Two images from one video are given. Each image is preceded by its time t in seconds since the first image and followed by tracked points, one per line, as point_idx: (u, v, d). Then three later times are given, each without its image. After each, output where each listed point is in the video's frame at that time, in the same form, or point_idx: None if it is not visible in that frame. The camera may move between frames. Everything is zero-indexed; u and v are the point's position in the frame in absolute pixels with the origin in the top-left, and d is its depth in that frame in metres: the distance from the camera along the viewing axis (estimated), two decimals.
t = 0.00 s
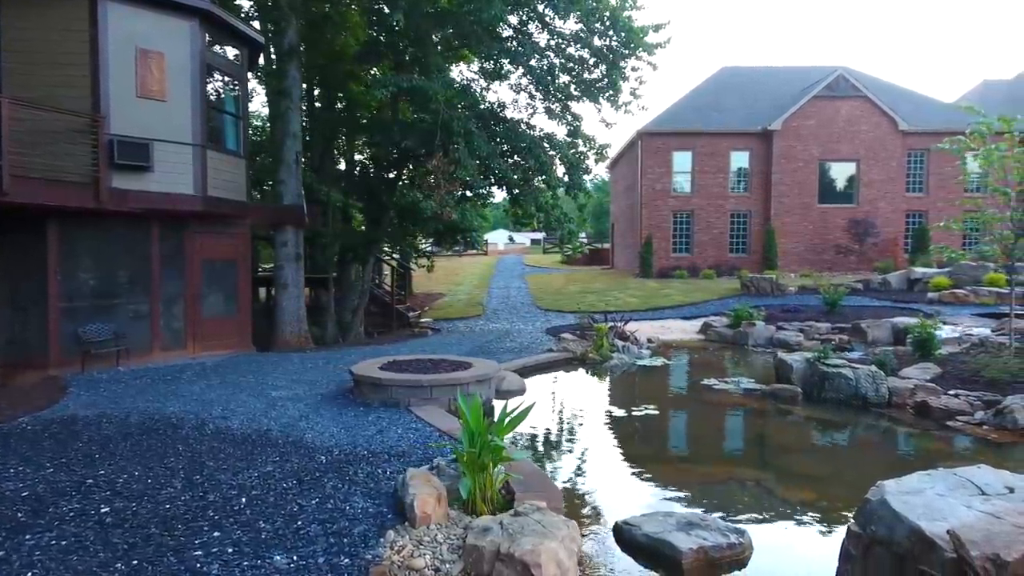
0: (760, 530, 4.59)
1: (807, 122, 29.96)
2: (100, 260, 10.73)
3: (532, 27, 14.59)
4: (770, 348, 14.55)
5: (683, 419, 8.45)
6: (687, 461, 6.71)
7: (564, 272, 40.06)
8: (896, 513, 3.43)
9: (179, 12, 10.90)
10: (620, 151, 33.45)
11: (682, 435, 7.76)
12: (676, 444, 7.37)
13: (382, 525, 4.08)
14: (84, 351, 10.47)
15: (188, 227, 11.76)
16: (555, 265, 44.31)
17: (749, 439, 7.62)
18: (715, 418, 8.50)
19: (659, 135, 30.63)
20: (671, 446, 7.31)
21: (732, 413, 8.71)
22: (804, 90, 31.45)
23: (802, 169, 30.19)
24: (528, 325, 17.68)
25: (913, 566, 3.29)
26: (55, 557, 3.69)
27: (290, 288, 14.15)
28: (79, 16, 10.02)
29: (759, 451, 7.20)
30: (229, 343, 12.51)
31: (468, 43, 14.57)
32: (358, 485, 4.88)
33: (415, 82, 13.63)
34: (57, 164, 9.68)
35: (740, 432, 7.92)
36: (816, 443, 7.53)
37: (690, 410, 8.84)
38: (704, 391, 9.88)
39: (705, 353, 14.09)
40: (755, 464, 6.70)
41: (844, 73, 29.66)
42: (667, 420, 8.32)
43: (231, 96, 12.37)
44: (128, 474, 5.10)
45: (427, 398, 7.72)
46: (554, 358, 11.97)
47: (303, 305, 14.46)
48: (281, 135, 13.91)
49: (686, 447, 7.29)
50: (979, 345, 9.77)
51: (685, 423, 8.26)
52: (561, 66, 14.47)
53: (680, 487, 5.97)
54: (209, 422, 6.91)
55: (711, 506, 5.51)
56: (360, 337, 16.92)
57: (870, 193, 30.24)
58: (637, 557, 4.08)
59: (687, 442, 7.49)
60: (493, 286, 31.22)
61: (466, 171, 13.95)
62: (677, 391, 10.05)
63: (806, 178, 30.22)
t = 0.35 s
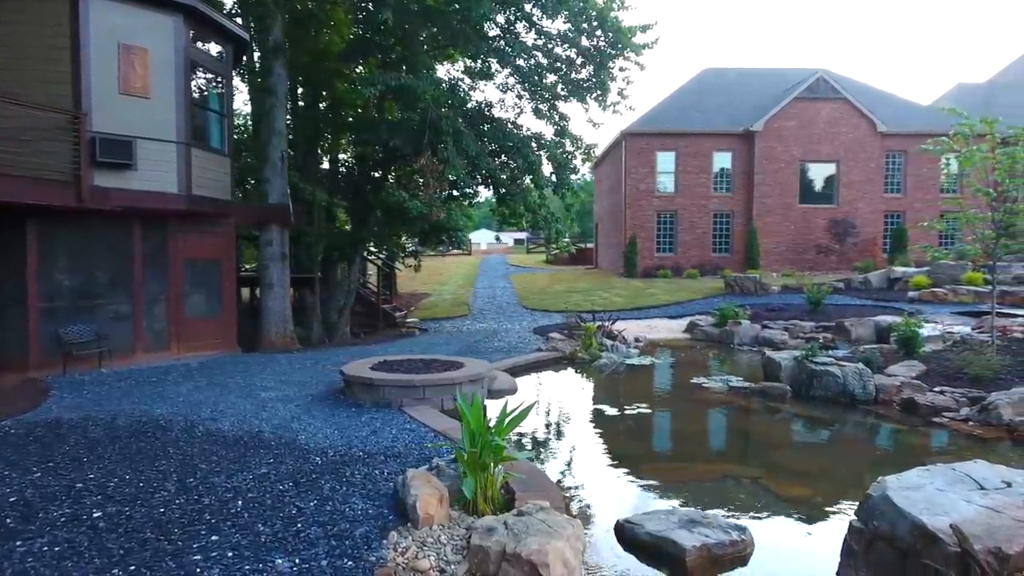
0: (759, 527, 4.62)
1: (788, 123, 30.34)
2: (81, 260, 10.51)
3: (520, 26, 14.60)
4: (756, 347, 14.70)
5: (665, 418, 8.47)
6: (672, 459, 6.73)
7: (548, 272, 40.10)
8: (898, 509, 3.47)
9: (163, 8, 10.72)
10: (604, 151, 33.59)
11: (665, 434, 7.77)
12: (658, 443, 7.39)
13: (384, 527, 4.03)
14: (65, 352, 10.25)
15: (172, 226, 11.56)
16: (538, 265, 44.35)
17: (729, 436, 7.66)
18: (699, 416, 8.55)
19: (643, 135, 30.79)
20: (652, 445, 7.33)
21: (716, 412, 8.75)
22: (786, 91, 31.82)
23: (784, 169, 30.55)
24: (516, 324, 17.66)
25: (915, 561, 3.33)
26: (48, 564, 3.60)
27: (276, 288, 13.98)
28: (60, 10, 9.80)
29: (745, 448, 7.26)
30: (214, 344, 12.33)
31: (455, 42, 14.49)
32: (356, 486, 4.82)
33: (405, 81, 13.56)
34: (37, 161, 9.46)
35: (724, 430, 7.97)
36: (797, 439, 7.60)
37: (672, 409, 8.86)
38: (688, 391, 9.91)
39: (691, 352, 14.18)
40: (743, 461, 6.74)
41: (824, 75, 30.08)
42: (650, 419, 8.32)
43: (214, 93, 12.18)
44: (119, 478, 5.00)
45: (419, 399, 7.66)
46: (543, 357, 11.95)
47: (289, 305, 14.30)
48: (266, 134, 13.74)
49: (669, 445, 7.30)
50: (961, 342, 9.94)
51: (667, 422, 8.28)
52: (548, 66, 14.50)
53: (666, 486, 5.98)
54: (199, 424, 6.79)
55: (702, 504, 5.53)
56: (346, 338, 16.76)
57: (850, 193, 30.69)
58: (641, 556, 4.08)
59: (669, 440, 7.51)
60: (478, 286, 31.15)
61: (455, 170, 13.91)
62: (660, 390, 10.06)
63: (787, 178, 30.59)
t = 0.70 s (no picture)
0: (760, 525, 4.64)
1: (767, 125, 30.73)
2: (59, 260, 10.25)
3: (505, 26, 14.64)
4: (740, 345, 14.85)
5: (648, 417, 8.46)
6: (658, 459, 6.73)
7: (530, 271, 40.12)
8: (902, 505, 3.52)
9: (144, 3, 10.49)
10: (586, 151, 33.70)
11: (649, 433, 7.77)
12: (642, 442, 7.39)
13: (387, 530, 3.98)
14: (42, 355, 9.98)
15: (153, 225, 11.31)
16: (520, 265, 44.37)
17: (711, 434, 7.69)
18: (683, 416, 8.59)
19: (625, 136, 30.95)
20: (636, 445, 7.32)
21: (700, 411, 8.81)
22: (764, 93, 32.25)
23: (763, 170, 30.95)
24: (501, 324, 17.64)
25: (920, 556, 3.39)
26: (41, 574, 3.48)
27: (259, 288, 13.78)
28: (37, 4, 9.53)
29: (732, 446, 7.31)
30: (196, 345, 12.11)
31: (442, 41, 14.45)
32: (354, 489, 4.75)
33: (392, 79, 13.46)
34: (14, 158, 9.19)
35: (708, 429, 8.00)
36: (782, 437, 7.68)
37: (655, 408, 8.87)
38: (672, 390, 9.93)
39: (677, 351, 14.28)
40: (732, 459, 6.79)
41: (802, 78, 30.53)
42: (634, 419, 8.31)
43: (196, 90, 11.96)
44: (109, 484, 4.86)
45: (411, 399, 7.60)
46: (531, 357, 11.92)
47: (272, 305, 14.10)
48: (249, 132, 13.54)
49: (652, 445, 7.30)
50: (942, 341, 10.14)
51: (650, 421, 8.27)
52: (534, 65, 14.50)
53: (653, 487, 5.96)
54: (187, 427, 6.65)
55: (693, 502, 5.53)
56: (330, 338, 16.58)
57: (827, 194, 31.19)
58: (644, 555, 4.08)
59: (653, 440, 7.52)
60: (460, 286, 31.05)
61: (443, 170, 13.85)
62: (642, 390, 10.06)
63: (766, 179, 30.99)
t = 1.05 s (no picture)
0: (764, 524, 4.65)
1: (749, 126, 31.05)
2: (38, 261, 10.01)
3: (494, 25, 14.58)
4: (726, 344, 14.97)
5: (632, 417, 8.43)
6: (643, 459, 6.73)
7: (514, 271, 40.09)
8: (911, 502, 3.55)
9: None
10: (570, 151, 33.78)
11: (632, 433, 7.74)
12: (626, 442, 7.35)
13: (393, 534, 3.91)
14: (21, 357, 9.71)
15: (136, 224, 11.07)
16: (504, 265, 44.31)
17: (695, 433, 7.70)
18: (669, 416, 8.60)
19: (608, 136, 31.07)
20: (621, 445, 7.30)
21: (686, 410, 8.82)
22: (745, 95, 32.58)
23: (745, 171, 31.28)
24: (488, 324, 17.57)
25: (928, 553, 3.42)
26: None
27: (243, 289, 13.57)
28: None
29: (721, 445, 7.34)
30: (180, 346, 11.87)
31: (431, 39, 14.43)
32: (355, 492, 4.67)
33: (381, 77, 13.34)
34: None
35: (693, 429, 8.02)
36: (769, 437, 7.73)
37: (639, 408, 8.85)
38: (659, 391, 9.92)
39: (665, 350, 14.34)
40: (723, 459, 6.79)
41: (782, 80, 30.91)
42: (617, 420, 8.28)
43: (179, 86, 11.74)
44: (100, 490, 4.72)
45: (405, 400, 7.51)
46: (522, 357, 11.88)
47: (257, 306, 13.89)
48: (234, 130, 13.34)
49: (637, 445, 7.27)
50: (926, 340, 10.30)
51: (633, 421, 8.25)
52: (522, 65, 14.45)
53: (638, 486, 5.93)
54: (177, 430, 6.50)
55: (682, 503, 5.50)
56: (315, 339, 16.40)
57: (807, 195, 31.61)
58: (651, 556, 4.07)
59: (636, 440, 7.49)
60: (445, 286, 30.93)
61: (431, 169, 13.75)
62: (625, 391, 10.04)
63: (748, 180, 31.32)
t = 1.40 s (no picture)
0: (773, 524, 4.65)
1: (730, 127, 31.35)
2: (16, 261, 9.72)
3: (481, 23, 14.46)
4: (713, 344, 15.07)
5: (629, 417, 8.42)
6: (628, 459, 6.68)
7: (497, 271, 40.01)
8: (926, 501, 3.56)
9: None
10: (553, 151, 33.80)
11: (617, 433, 7.70)
12: (618, 442, 7.32)
13: (403, 540, 3.82)
14: None
15: (117, 223, 10.79)
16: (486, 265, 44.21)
17: (687, 433, 7.70)
18: (657, 416, 8.58)
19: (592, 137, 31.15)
20: (613, 445, 7.26)
21: (674, 409, 8.81)
22: (726, 96, 32.89)
23: (726, 172, 31.58)
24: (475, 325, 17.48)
25: (945, 552, 3.44)
26: None
27: (227, 290, 13.31)
28: None
29: (712, 445, 7.33)
30: (162, 348, 11.59)
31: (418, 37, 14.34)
32: (359, 497, 4.56)
33: (369, 75, 13.29)
34: None
35: (679, 429, 8.01)
36: (757, 435, 7.77)
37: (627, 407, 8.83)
38: (647, 390, 9.90)
39: (654, 350, 14.38)
40: (716, 459, 6.80)
41: (763, 81, 31.26)
42: (602, 420, 8.21)
43: (162, 83, 11.48)
44: (92, 498, 4.55)
45: (400, 403, 7.40)
46: (512, 357, 11.81)
47: (241, 307, 13.64)
48: (217, 128, 13.08)
49: (629, 445, 7.25)
50: (912, 338, 10.44)
51: (624, 421, 8.22)
52: (509, 64, 14.37)
53: (623, 488, 5.87)
54: (167, 435, 6.31)
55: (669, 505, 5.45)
56: (300, 340, 16.16)
57: (787, 195, 31.99)
58: (664, 558, 4.03)
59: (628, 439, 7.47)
60: (428, 286, 30.74)
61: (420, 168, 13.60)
62: (611, 391, 10.01)
63: (729, 181, 31.62)
